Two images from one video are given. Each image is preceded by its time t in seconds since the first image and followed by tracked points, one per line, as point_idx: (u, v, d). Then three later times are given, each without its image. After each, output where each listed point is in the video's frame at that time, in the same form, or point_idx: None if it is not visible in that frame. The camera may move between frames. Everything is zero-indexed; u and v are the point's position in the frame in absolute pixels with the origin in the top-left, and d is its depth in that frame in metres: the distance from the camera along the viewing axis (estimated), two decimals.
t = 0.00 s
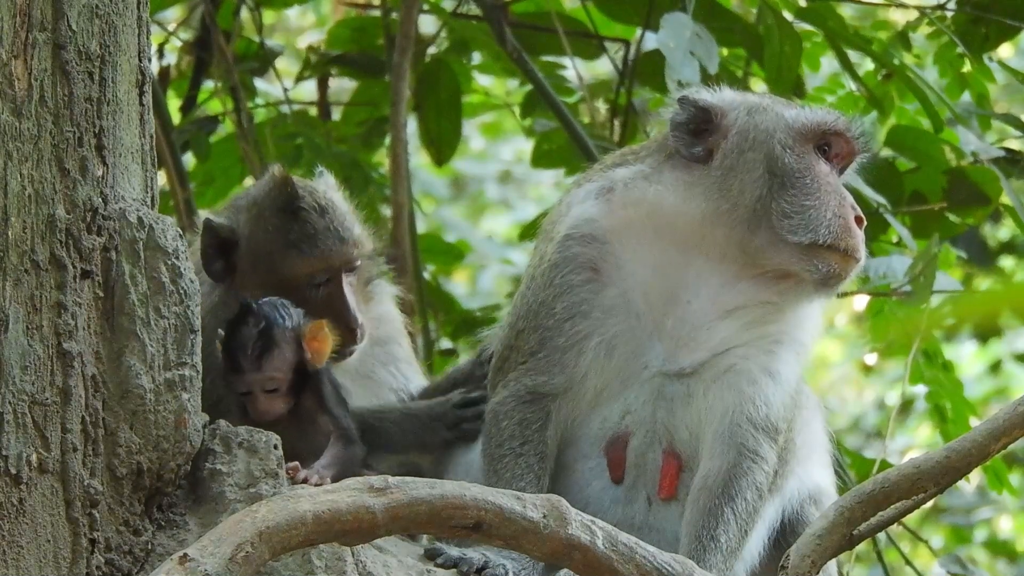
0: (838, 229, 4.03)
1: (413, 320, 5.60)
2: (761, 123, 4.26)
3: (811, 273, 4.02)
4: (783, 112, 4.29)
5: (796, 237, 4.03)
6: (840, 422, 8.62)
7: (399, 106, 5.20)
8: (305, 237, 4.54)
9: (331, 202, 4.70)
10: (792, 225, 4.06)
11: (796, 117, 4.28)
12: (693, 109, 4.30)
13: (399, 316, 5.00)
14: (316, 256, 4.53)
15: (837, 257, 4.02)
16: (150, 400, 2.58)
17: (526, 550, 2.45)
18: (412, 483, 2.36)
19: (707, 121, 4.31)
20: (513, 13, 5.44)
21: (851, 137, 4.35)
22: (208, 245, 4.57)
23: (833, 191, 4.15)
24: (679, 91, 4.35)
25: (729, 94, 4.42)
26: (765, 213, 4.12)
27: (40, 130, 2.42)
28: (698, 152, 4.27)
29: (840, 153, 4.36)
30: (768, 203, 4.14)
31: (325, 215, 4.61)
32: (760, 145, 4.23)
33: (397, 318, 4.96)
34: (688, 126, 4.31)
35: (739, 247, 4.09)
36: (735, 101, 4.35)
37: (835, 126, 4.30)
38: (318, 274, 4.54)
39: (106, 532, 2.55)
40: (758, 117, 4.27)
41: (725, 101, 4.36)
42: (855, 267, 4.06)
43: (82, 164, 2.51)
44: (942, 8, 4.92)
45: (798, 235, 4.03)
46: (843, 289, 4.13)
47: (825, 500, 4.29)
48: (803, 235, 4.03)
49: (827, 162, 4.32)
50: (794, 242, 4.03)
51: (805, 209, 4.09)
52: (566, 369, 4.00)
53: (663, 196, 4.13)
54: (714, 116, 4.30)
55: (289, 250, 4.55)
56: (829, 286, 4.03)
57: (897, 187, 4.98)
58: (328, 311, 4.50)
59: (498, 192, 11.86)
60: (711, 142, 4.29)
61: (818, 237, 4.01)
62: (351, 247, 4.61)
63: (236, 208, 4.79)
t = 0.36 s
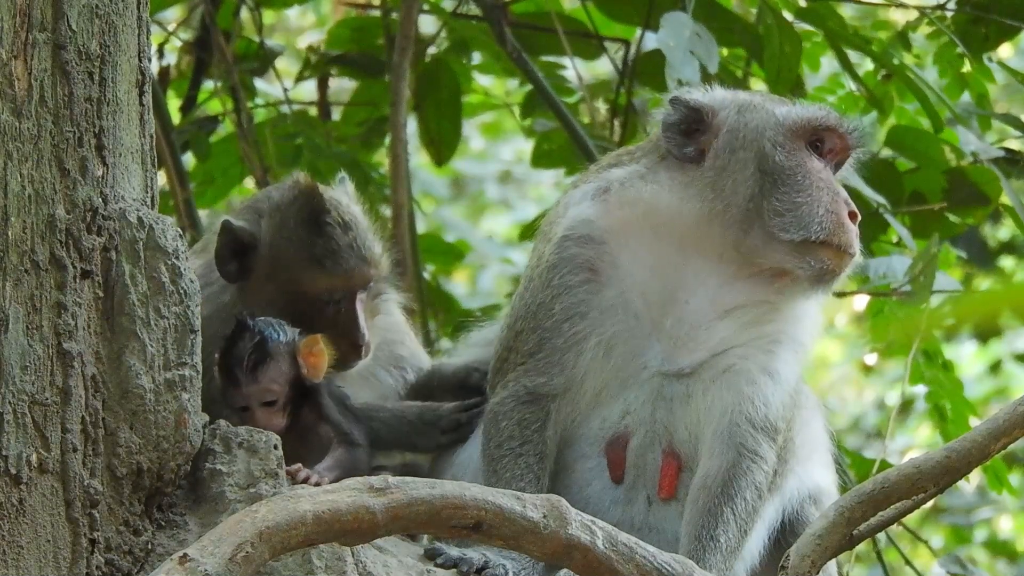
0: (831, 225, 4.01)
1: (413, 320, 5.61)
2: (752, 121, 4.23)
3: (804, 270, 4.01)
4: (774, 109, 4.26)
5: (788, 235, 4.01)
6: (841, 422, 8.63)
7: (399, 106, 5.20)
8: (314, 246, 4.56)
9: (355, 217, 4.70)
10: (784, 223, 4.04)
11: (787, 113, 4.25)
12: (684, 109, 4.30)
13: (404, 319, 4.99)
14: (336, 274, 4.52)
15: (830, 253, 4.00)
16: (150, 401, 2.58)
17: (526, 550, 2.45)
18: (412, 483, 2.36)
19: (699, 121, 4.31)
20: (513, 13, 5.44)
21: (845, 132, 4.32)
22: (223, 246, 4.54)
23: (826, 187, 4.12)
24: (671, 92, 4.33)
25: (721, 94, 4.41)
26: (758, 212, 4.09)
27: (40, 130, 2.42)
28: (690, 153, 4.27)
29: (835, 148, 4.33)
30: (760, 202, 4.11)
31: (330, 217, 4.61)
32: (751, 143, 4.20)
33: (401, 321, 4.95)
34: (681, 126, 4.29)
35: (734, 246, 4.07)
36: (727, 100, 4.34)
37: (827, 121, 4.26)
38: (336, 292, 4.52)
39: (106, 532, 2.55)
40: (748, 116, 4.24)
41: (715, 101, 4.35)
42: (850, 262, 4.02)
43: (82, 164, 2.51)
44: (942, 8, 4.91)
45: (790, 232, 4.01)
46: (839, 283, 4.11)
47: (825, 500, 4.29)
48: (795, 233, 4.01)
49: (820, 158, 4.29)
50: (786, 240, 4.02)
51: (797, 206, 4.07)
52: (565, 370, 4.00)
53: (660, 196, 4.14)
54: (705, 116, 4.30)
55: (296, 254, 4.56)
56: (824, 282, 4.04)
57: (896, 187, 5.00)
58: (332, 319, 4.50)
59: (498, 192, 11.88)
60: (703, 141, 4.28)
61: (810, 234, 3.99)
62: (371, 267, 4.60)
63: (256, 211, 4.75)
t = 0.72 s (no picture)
0: (827, 223, 4.04)
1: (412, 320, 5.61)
2: (747, 120, 4.26)
3: (800, 267, 4.03)
4: (767, 108, 4.29)
5: (784, 234, 4.04)
6: (841, 422, 8.63)
7: (399, 106, 5.20)
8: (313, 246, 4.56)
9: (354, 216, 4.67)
10: (779, 222, 4.06)
11: (781, 112, 4.28)
12: (680, 109, 4.30)
13: (399, 323, 5.00)
14: (336, 270, 4.53)
15: (826, 251, 4.04)
16: (150, 401, 2.58)
17: (526, 550, 2.45)
18: (412, 484, 2.36)
19: (694, 121, 4.30)
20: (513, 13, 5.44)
21: (840, 130, 4.36)
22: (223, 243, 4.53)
23: (820, 184, 4.16)
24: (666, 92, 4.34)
25: (715, 92, 4.42)
26: (753, 212, 4.12)
27: (40, 129, 2.42)
28: (686, 153, 4.27)
29: (830, 146, 4.36)
30: (756, 202, 4.14)
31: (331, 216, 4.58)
32: (746, 142, 4.23)
33: (397, 327, 4.97)
34: (676, 125, 4.28)
35: (730, 245, 4.08)
36: (722, 100, 4.36)
37: (821, 118, 4.30)
38: (334, 289, 4.52)
39: (106, 532, 2.55)
40: (743, 115, 4.27)
41: (710, 100, 4.35)
42: (846, 260, 4.06)
43: (82, 164, 2.51)
44: (942, 8, 4.91)
45: (786, 231, 4.04)
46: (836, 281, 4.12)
47: (825, 500, 4.29)
48: (791, 231, 4.04)
49: (816, 154, 4.32)
50: (781, 238, 4.04)
51: (792, 204, 4.10)
52: (564, 370, 4.00)
53: (658, 196, 4.12)
54: (700, 116, 4.29)
55: (295, 254, 4.56)
56: (820, 279, 4.04)
57: (896, 187, 5.00)
58: (332, 319, 4.50)
59: (498, 192, 11.88)
60: (698, 141, 4.28)
61: (806, 232, 4.02)
62: (370, 265, 4.59)
63: (255, 209, 4.74)
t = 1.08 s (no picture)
0: (827, 223, 4.04)
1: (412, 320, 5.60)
2: (747, 121, 4.26)
3: (801, 267, 4.02)
4: (767, 108, 4.28)
5: (784, 234, 4.04)
6: (841, 422, 8.64)
7: (399, 106, 5.20)
8: (314, 246, 4.56)
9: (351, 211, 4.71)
10: (779, 222, 4.07)
11: (781, 112, 4.28)
12: (680, 110, 4.31)
13: (399, 321, 5.00)
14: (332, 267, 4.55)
15: (826, 251, 4.03)
16: (150, 401, 2.58)
17: (526, 550, 2.45)
18: (412, 483, 2.36)
19: (694, 121, 4.31)
20: (513, 13, 5.44)
21: (840, 130, 4.36)
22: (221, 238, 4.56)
23: (820, 184, 4.15)
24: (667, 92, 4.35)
25: (715, 92, 4.42)
26: (753, 213, 4.12)
27: (40, 130, 2.42)
28: (686, 153, 4.27)
29: (829, 147, 4.36)
30: (756, 202, 4.14)
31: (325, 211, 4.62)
32: (746, 142, 4.23)
33: (397, 325, 4.96)
34: (676, 126, 4.29)
35: (730, 246, 4.08)
36: (721, 100, 4.35)
37: (821, 118, 4.29)
38: (329, 283, 4.53)
39: (106, 532, 2.55)
40: (743, 116, 4.27)
41: (710, 100, 4.35)
42: (846, 260, 4.06)
43: (82, 164, 2.51)
44: (942, 8, 4.91)
45: (786, 231, 4.04)
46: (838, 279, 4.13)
47: (825, 500, 4.28)
48: (791, 232, 4.04)
49: (816, 155, 4.31)
50: (781, 239, 4.05)
51: (792, 204, 4.11)
52: (565, 370, 4.00)
53: (657, 196, 4.13)
54: (699, 116, 4.30)
55: (295, 254, 4.56)
56: (821, 278, 4.03)
57: (896, 186, 4.98)
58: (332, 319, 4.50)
59: (498, 192, 11.89)
60: (697, 142, 4.27)
61: (805, 232, 4.03)
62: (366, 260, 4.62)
63: (252, 206, 4.78)
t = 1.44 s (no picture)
0: (827, 223, 4.04)
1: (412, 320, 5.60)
2: (747, 121, 4.25)
3: (801, 268, 4.02)
4: (767, 108, 4.28)
5: (784, 234, 4.04)
6: (841, 422, 8.66)
7: (399, 106, 5.20)
8: (314, 246, 4.56)
9: (351, 211, 4.71)
10: (779, 222, 4.07)
11: (781, 112, 4.27)
12: (680, 110, 4.31)
13: (399, 314, 4.98)
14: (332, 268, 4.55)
15: (827, 251, 4.03)
16: (150, 400, 2.58)
17: (525, 550, 2.46)
18: (412, 483, 2.36)
19: (694, 122, 4.31)
20: (513, 12, 5.43)
21: (841, 130, 4.35)
22: (211, 219, 4.60)
23: (820, 184, 4.15)
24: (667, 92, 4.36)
25: (715, 92, 4.41)
26: (754, 213, 4.12)
27: (40, 129, 2.42)
28: (686, 154, 4.27)
29: (830, 147, 4.34)
30: (756, 203, 4.14)
31: (320, 201, 4.64)
32: (746, 143, 4.23)
33: (397, 320, 4.95)
34: (676, 126, 4.29)
35: (731, 247, 4.09)
36: (722, 99, 4.34)
37: (821, 118, 4.28)
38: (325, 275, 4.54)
39: (106, 532, 2.55)
40: (743, 116, 4.26)
41: (710, 100, 4.35)
42: (846, 260, 4.06)
43: (82, 164, 2.51)
44: (942, 8, 4.90)
45: (786, 231, 4.05)
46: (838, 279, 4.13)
47: (825, 500, 4.28)
48: (791, 232, 4.04)
49: (816, 155, 4.30)
50: (781, 239, 4.05)
51: (791, 205, 4.10)
52: (565, 370, 4.00)
53: (657, 197, 4.13)
54: (700, 117, 4.30)
55: (295, 254, 4.56)
56: (822, 279, 4.04)
57: (897, 187, 4.99)
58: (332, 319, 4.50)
59: (498, 192, 11.89)
60: (697, 142, 4.28)
61: (805, 232, 4.03)
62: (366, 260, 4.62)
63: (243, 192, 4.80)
